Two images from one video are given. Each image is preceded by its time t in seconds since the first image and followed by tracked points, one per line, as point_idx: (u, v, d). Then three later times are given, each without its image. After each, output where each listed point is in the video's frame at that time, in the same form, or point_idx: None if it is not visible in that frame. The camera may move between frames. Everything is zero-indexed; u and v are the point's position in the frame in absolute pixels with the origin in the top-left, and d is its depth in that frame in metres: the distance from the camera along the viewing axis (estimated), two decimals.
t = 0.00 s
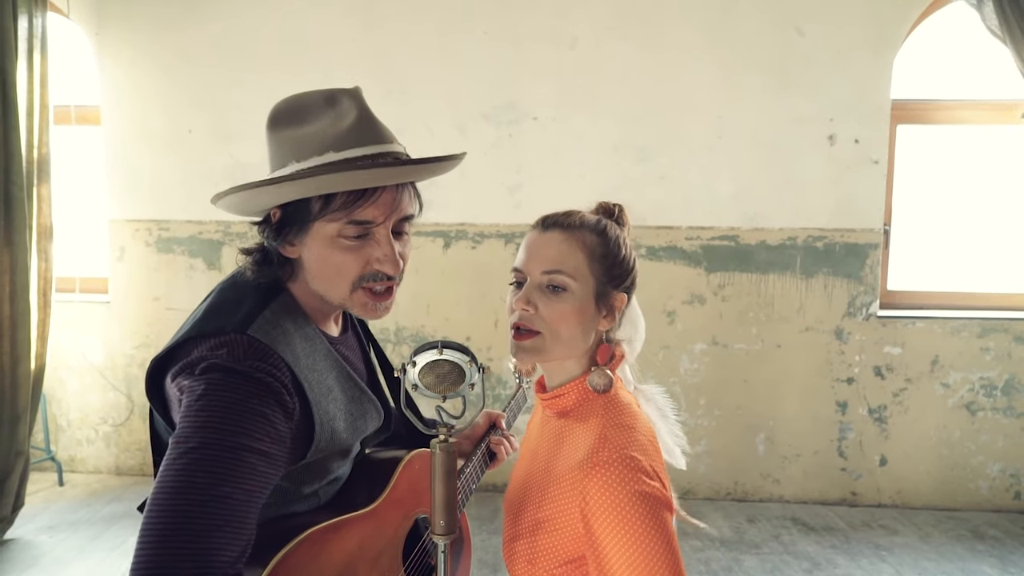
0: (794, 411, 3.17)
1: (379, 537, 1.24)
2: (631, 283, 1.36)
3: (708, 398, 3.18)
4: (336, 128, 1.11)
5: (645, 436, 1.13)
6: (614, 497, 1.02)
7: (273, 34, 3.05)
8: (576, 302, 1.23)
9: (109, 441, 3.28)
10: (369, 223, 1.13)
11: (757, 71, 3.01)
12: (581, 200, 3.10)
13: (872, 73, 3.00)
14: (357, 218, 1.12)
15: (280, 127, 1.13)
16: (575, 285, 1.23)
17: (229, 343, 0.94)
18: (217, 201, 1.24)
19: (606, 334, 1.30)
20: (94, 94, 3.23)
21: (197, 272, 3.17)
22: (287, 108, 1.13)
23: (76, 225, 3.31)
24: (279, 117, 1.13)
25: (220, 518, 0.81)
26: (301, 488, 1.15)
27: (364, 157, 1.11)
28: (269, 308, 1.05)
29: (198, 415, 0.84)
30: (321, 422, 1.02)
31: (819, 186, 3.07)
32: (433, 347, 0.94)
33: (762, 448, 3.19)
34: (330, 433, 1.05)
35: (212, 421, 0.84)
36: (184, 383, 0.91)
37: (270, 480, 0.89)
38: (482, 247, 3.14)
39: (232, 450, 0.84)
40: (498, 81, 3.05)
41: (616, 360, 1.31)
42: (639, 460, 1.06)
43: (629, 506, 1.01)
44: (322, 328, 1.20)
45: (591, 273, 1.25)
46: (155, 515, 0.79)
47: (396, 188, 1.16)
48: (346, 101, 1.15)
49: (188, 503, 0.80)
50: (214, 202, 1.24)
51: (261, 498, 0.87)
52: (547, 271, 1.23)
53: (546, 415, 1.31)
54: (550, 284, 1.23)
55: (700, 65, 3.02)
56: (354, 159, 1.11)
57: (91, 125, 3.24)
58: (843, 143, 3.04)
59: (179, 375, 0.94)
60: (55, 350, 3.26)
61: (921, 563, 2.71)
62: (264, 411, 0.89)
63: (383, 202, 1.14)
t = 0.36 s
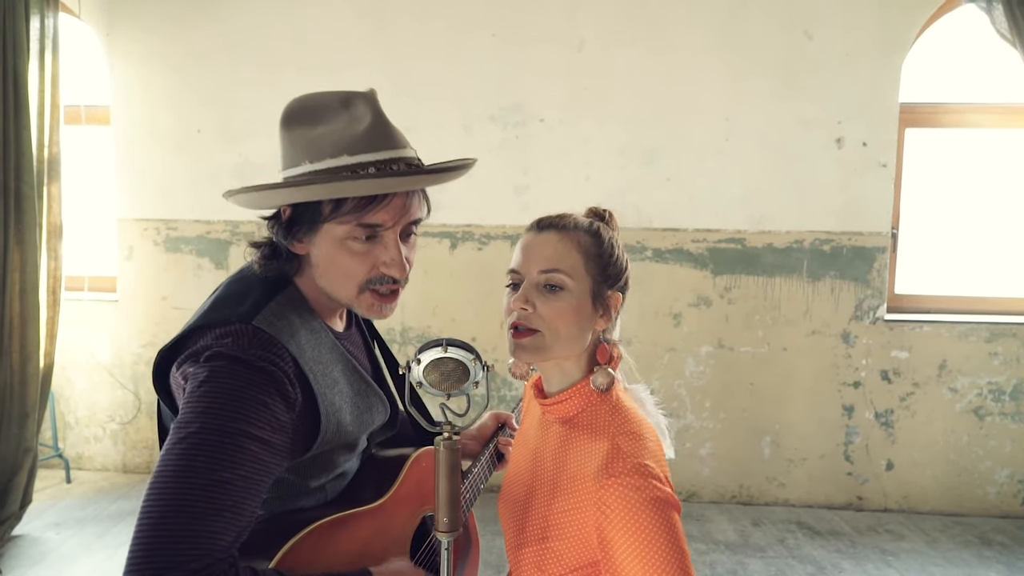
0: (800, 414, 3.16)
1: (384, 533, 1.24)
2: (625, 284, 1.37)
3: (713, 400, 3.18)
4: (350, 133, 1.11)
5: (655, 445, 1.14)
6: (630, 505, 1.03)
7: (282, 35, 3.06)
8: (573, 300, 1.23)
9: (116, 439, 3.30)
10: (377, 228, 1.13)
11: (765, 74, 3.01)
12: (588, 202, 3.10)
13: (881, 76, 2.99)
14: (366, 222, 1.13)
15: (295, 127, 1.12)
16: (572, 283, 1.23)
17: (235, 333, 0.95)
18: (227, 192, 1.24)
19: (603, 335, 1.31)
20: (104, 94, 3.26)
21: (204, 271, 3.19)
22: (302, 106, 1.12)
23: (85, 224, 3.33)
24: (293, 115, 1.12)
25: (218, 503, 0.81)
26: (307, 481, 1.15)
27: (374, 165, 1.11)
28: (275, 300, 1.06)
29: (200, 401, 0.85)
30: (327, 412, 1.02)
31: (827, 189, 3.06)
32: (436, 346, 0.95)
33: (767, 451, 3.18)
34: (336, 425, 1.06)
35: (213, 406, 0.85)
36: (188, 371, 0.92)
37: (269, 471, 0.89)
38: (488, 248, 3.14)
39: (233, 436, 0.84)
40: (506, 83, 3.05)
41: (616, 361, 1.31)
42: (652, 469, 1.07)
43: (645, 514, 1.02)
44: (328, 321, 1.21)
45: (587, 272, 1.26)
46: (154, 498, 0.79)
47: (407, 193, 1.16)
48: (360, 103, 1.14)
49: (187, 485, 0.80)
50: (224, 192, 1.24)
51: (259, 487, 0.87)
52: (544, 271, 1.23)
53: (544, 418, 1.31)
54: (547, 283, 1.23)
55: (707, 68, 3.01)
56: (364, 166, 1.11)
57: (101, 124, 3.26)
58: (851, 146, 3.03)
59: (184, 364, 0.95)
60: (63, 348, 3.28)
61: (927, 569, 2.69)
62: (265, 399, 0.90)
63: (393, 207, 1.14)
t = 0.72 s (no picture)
0: (808, 412, 3.14)
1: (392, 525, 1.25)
2: (640, 281, 1.33)
3: (721, 398, 3.17)
4: (330, 107, 1.12)
5: (659, 449, 1.12)
6: (623, 510, 1.02)
7: (290, 34, 3.07)
8: (573, 298, 1.22)
9: (125, 437, 3.33)
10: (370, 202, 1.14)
11: (772, 70, 2.99)
12: (594, 200, 3.09)
13: (890, 73, 2.97)
14: (358, 198, 1.13)
15: (279, 110, 1.13)
16: (572, 282, 1.23)
17: (239, 323, 0.95)
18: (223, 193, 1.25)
19: (612, 333, 1.28)
20: (112, 93, 3.27)
21: (212, 270, 3.20)
22: (281, 93, 1.14)
23: (94, 223, 3.35)
24: (275, 103, 1.14)
25: (227, 492, 0.81)
26: (314, 471, 1.14)
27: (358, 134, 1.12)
28: (276, 289, 1.06)
29: (206, 391, 0.85)
30: (333, 400, 1.02)
31: (835, 187, 3.04)
32: (442, 341, 0.94)
33: (775, 449, 3.17)
34: (342, 412, 1.06)
35: (220, 396, 0.85)
36: (194, 362, 0.92)
37: (278, 459, 0.89)
38: (495, 245, 3.14)
39: (240, 425, 0.85)
40: (512, 80, 3.05)
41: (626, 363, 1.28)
42: (650, 473, 1.06)
43: (639, 519, 1.01)
44: (330, 310, 1.20)
45: (590, 270, 1.24)
46: (164, 487, 0.80)
47: (395, 161, 1.17)
48: (338, 82, 1.15)
49: (195, 475, 0.80)
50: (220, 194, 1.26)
51: (268, 475, 0.87)
52: (544, 270, 1.23)
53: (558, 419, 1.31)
54: (547, 283, 1.23)
55: (714, 65, 3.00)
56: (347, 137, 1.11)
57: (109, 124, 3.28)
58: (860, 143, 3.01)
59: (189, 355, 0.95)
60: (73, 347, 3.30)
61: (937, 568, 2.67)
62: (272, 387, 0.90)
63: (383, 177, 1.14)
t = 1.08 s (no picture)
0: (813, 413, 3.14)
1: (391, 531, 1.25)
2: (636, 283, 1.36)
3: (726, 400, 3.16)
4: (339, 123, 1.12)
5: (666, 433, 1.13)
6: (645, 491, 1.02)
7: (292, 37, 3.08)
8: (581, 298, 1.23)
9: (131, 440, 3.34)
10: (375, 217, 1.14)
11: (775, 71, 2.99)
12: (597, 202, 3.10)
13: (893, 73, 2.96)
14: (363, 213, 1.13)
15: (288, 123, 1.13)
16: (580, 282, 1.23)
17: (243, 329, 0.95)
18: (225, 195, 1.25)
19: (610, 332, 1.30)
20: (118, 98, 3.29)
21: (217, 273, 3.22)
22: (292, 105, 1.14)
23: (100, 227, 3.37)
24: (284, 115, 1.14)
25: (230, 497, 0.82)
26: (315, 477, 1.14)
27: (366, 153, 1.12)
28: (280, 296, 1.06)
29: (211, 396, 0.86)
30: (335, 408, 1.03)
31: (839, 187, 3.04)
32: (444, 343, 0.97)
33: (780, 450, 3.16)
34: (343, 419, 1.07)
35: (225, 401, 0.86)
36: (199, 368, 0.93)
37: (281, 465, 0.90)
38: (498, 248, 3.15)
39: (244, 430, 0.85)
40: (515, 83, 3.06)
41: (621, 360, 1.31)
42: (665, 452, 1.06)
43: (660, 498, 1.01)
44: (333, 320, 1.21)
45: (597, 273, 1.25)
46: (168, 492, 0.80)
47: (403, 180, 1.16)
48: (348, 96, 1.16)
49: (200, 480, 0.80)
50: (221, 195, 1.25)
51: (271, 481, 0.87)
52: (553, 269, 1.23)
53: (553, 415, 1.30)
54: (555, 282, 1.23)
55: (716, 66, 3.00)
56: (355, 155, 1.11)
57: (115, 129, 3.30)
58: (863, 143, 3.01)
59: (194, 361, 0.95)
60: (80, 350, 3.32)
61: (944, 569, 2.66)
62: (276, 393, 0.90)
63: (390, 195, 1.14)
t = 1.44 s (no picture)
0: (818, 414, 3.13)
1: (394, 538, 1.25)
2: (645, 275, 1.35)
3: (731, 400, 3.16)
4: (349, 139, 1.12)
5: (673, 442, 1.12)
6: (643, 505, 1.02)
7: (297, 39, 3.09)
8: (584, 286, 1.23)
9: (138, 440, 3.35)
10: (383, 230, 1.14)
11: (779, 71, 2.99)
12: (602, 203, 3.10)
13: (898, 72, 2.95)
14: (372, 226, 1.13)
15: (297, 134, 1.13)
16: (582, 270, 1.24)
17: (252, 340, 0.96)
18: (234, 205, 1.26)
19: (623, 321, 1.28)
20: (124, 100, 3.31)
21: (222, 274, 3.23)
22: (303, 117, 1.14)
23: (106, 229, 3.38)
24: (294, 126, 1.13)
25: (242, 510, 0.82)
26: (321, 486, 1.15)
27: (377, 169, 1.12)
28: (288, 307, 1.07)
29: (222, 409, 0.86)
30: (342, 419, 1.04)
31: (844, 187, 3.03)
32: (449, 343, 0.98)
33: (786, 451, 3.15)
34: (350, 431, 1.07)
35: (236, 414, 0.86)
36: (208, 380, 0.93)
37: (290, 476, 0.90)
38: (503, 249, 3.15)
39: (256, 442, 0.85)
40: (519, 84, 3.06)
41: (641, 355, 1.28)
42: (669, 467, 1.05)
43: (658, 514, 1.01)
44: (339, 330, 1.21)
45: (599, 260, 1.25)
46: (180, 505, 0.80)
47: (412, 197, 1.17)
48: (360, 109, 1.15)
49: (211, 493, 0.81)
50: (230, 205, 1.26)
51: (281, 493, 0.88)
52: (554, 259, 1.25)
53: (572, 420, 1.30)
54: (557, 272, 1.24)
55: (720, 67, 3.00)
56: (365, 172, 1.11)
57: (121, 131, 3.31)
58: (869, 143, 3.00)
59: (203, 372, 0.95)
60: (86, 351, 3.33)
61: (950, 570, 2.65)
62: (286, 404, 0.91)
63: (399, 211, 1.15)
